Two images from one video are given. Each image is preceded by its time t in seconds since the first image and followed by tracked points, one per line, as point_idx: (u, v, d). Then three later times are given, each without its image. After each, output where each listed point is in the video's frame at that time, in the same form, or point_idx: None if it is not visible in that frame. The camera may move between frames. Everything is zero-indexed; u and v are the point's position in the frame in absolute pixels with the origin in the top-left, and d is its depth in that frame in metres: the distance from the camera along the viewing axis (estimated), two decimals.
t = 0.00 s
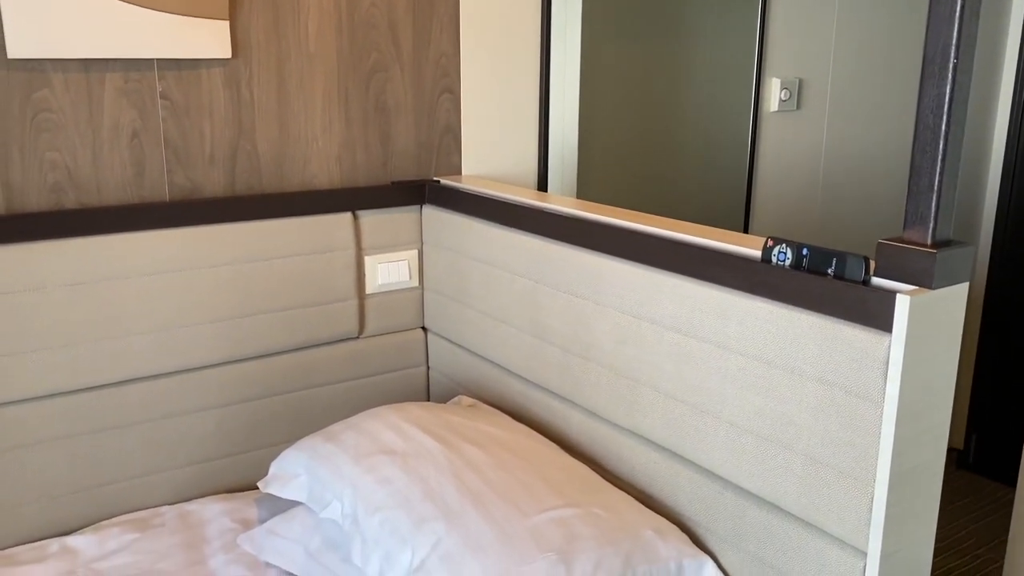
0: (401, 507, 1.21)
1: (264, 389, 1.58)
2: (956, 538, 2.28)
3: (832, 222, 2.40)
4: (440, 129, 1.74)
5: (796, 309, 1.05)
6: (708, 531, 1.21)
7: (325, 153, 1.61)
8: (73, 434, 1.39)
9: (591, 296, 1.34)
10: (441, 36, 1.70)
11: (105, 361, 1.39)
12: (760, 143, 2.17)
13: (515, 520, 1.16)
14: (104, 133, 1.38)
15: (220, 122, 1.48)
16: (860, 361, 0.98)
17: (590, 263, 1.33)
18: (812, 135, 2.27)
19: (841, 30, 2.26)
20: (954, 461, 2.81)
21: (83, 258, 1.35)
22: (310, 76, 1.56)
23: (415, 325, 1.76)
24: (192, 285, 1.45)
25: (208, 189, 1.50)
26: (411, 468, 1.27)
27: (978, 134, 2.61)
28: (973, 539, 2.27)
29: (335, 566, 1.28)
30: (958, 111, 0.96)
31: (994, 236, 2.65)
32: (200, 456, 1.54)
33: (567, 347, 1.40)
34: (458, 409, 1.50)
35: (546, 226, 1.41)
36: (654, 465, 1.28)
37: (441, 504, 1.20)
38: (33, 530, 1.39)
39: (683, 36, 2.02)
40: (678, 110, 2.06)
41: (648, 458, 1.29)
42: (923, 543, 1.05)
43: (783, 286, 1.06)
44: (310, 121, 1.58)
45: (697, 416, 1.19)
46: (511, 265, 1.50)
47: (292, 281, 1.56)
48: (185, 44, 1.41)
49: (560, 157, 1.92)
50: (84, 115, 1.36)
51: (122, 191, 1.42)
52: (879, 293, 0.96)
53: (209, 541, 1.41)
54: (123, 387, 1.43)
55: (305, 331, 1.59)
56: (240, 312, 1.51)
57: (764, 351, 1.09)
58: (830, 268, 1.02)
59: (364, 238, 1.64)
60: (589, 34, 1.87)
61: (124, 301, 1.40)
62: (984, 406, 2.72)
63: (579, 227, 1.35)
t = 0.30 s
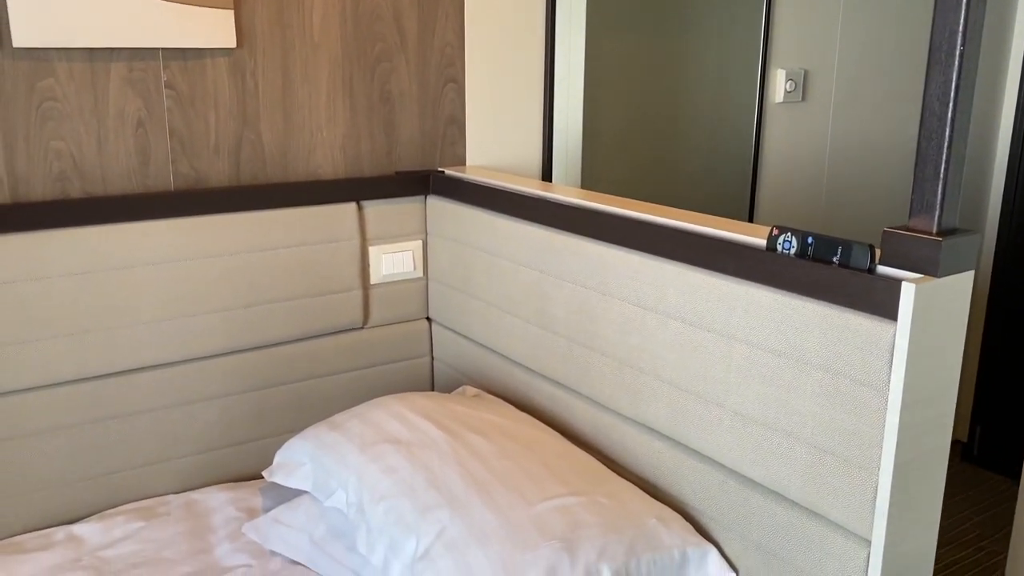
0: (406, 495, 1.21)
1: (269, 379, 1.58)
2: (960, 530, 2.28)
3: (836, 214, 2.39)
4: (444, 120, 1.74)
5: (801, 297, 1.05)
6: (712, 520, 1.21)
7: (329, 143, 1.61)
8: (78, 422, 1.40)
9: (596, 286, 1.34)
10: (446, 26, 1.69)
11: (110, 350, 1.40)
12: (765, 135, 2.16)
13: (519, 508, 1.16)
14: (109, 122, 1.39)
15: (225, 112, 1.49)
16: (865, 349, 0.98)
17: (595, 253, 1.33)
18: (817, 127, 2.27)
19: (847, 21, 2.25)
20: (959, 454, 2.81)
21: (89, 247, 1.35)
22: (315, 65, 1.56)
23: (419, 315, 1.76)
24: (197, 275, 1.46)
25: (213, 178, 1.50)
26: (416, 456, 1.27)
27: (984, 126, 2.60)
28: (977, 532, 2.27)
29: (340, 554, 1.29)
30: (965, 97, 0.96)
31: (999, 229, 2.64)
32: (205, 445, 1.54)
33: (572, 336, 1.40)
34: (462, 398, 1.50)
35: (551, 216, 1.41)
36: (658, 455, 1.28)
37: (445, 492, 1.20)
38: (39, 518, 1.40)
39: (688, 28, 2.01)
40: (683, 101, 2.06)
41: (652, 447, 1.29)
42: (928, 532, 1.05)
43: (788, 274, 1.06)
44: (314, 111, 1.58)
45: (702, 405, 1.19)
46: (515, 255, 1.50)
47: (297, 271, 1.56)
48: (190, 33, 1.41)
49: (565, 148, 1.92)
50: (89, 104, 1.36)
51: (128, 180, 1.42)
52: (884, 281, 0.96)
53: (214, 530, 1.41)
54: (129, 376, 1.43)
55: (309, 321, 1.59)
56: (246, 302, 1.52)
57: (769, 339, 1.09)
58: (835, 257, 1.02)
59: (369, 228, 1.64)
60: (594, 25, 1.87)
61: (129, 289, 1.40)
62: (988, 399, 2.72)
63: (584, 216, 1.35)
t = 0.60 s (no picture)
0: (408, 482, 1.22)
1: (271, 368, 1.58)
2: (961, 521, 2.29)
3: (838, 204, 2.39)
4: (446, 109, 1.74)
5: (802, 284, 1.05)
6: (713, 507, 1.21)
7: (331, 132, 1.61)
8: (81, 411, 1.40)
9: (598, 276, 1.34)
10: (448, 15, 1.69)
11: (113, 338, 1.40)
12: (767, 126, 2.16)
13: (521, 495, 1.17)
14: (112, 111, 1.39)
15: (227, 100, 1.49)
16: (866, 336, 0.98)
17: (596, 241, 1.33)
18: (820, 117, 2.27)
19: (850, 11, 2.24)
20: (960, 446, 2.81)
21: (91, 236, 1.35)
22: (317, 54, 1.56)
23: (421, 305, 1.77)
24: (199, 264, 1.46)
25: (215, 167, 1.50)
26: (418, 444, 1.28)
27: (986, 116, 2.60)
28: (979, 523, 2.27)
29: (342, 541, 1.29)
30: (967, 83, 0.96)
31: (1001, 220, 2.64)
32: (208, 433, 1.55)
33: (573, 325, 1.40)
34: (464, 387, 1.51)
35: (552, 205, 1.41)
36: (659, 442, 1.28)
37: (447, 479, 1.20)
38: (43, 506, 1.41)
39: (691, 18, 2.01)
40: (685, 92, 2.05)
41: (653, 435, 1.29)
42: (929, 518, 1.05)
43: (789, 261, 1.06)
44: (317, 100, 1.58)
45: (703, 392, 1.20)
46: (517, 244, 1.50)
47: (299, 260, 1.56)
48: (192, 22, 1.41)
49: (567, 138, 1.92)
50: (92, 93, 1.36)
51: (130, 169, 1.42)
52: (885, 267, 0.96)
53: (217, 518, 1.42)
54: (132, 364, 1.44)
55: (311, 310, 1.60)
56: (248, 291, 1.52)
57: (770, 326, 1.09)
58: (836, 244, 1.02)
59: (370, 217, 1.65)
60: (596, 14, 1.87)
61: (132, 278, 1.40)
62: (990, 390, 2.72)
63: (586, 205, 1.35)
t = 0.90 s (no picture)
0: (407, 467, 1.22)
1: (271, 355, 1.59)
2: (961, 510, 2.29)
3: (839, 193, 2.39)
4: (446, 97, 1.74)
5: (801, 269, 1.05)
6: (711, 493, 1.21)
7: (331, 119, 1.61)
8: (81, 397, 1.41)
9: (597, 262, 1.34)
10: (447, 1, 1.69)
11: (113, 325, 1.41)
12: (768, 115, 2.16)
13: (519, 479, 1.17)
14: (111, 97, 1.39)
15: (227, 87, 1.49)
16: (864, 319, 0.98)
17: (596, 227, 1.33)
18: (820, 106, 2.26)
19: None
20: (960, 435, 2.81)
21: (91, 222, 1.36)
22: (316, 40, 1.56)
23: (421, 292, 1.77)
24: (199, 251, 1.46)
25: (215, 153, 1.50)
26: (417, 430, 1.28)
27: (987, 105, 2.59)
28: (978, 511, 2.28)
29: (342, 527, 1.30)
30: (966, 65, 0.95)
31: (1003, 209, 2.63)
32: (209, 420, 1.55)
33: (572, 311, 1.41)
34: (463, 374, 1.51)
35: (552, 192, 1.41)
36: (659, 428, 1.28)
37: (446, 464, 1.21)
38: (44, 492, 1.41)
39: (692, 6, 2.01)
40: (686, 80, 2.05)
41: (652, 420, 1.29)
42: (926, 502, 1.05)
43: (788, 245, 1.06)
44: (316, 87, 1.58)
45: (702, 378, 1.20)
46: (516, 231, 1.50)
47: (299, 247, 1.57)
48: (191, 8, 1.41)
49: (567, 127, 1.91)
50: (91, 79, 1.36)
51: (129, 155, 1.42)
52: (884, 250, 0.96)
53: (217, 504, 1.42)
54: (132, 351, 1.44)
55: (311, 297, 1.60)
56: (248, 278, 1.52)
57: (768, 311, 1.09)
58: (835, 228, 1.02)
59: (370, 205, 1.65)
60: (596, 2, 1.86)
61: (131, 265, 1.41)
62: (990, 380, 2.72)
63: (585, 191, 1.35)
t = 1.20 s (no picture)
0: (408, 454, 1.22)
1: (272, 343, 1.59)
2: (961, 499, 2.29)
3: (840, 183, 2.39)
4: (446, 85, 1.74)
5: (801, 255, 1.04)
6: (711, 479, 1.22)
7: (331, 107, 1.61)
8: (82, 385, 1.41)
9: (597, 250, 1.34)
10: None
11: (114, 313, 1.41)
12: (769, 104, 2.15)
13: (520, 466, 1.17)
14: (111, 85, 1.39)
15: (227, 75, 1.48)
16: (863, 305, 0.98)
17: (596, 215, 1.33)
18: (821, 95, 2.26)
19: None
20: (960, 425, 2.81)
21: (91, 210, 1.36)
22: (316, 28, 1.55)
23: (421, 281, 1.77)
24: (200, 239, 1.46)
25: (215, 142, 1.50)
26: (418, 417, 1.28)
27: (989, 95, 2.59)
28: (978, 501, 2.28)
29: (343, 514, 1.30)
30: (967, 50, 0.95)
31: (1004, 199, 2.63)
32: (210, 409, 1.56)
33: (572, 299, 1.41)
34: (464, 362, 1.51)
35: (552, 179, 1.41)
36: (658, 415, 1.28)
37: (447, 451, 1.21)
38: (46, 479, 1.42)
39: None
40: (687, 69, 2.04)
41: (652, 407, 1.29)
42: (925, 488, 1.05)
43: (788, 232, 1.06)
44: (316, 76, 1.58)
45: (702, 365, 1.20)
46: (517, 219, 1.50)
47: (299, 235, 1.57)
48: None
49: (568, 116, 1.91)
50: (90, 67, 1.36)
51: (129, 143, 1.42)
52: (884, 236, 0.95)
53: (218, 492, 1.43)
54: (132, 340, 1.44)
55: (312, 286, 1.60)
56: (249, 267, 1.52)
57: (768, 297, 1.09)
58: (835, 214, 1.02)
59: (370, 193, 1.65)
60: None
61: (132, 253, 1.41)
62: (991, 370, 2.71)
63: (585, 179, 1.35)
